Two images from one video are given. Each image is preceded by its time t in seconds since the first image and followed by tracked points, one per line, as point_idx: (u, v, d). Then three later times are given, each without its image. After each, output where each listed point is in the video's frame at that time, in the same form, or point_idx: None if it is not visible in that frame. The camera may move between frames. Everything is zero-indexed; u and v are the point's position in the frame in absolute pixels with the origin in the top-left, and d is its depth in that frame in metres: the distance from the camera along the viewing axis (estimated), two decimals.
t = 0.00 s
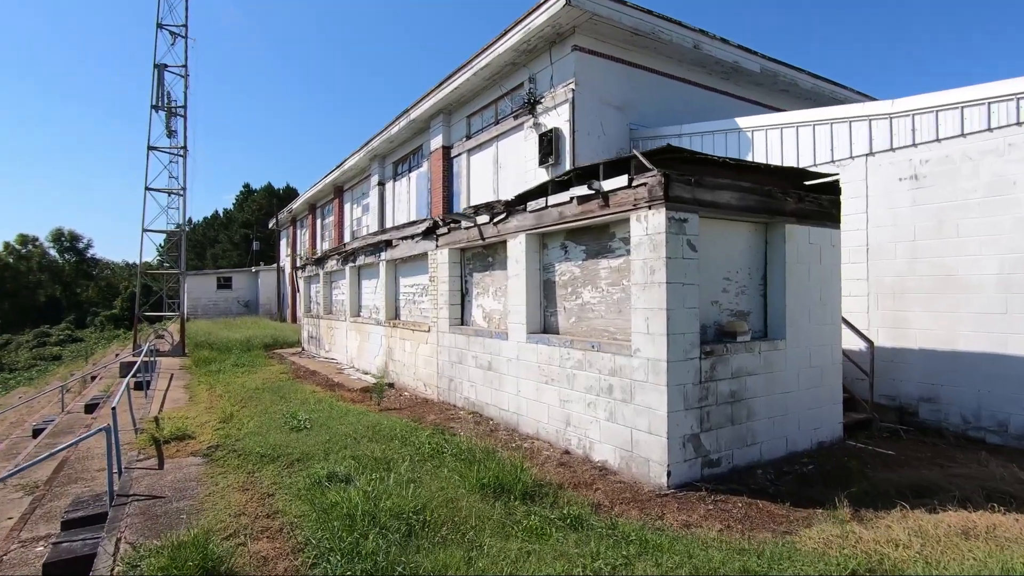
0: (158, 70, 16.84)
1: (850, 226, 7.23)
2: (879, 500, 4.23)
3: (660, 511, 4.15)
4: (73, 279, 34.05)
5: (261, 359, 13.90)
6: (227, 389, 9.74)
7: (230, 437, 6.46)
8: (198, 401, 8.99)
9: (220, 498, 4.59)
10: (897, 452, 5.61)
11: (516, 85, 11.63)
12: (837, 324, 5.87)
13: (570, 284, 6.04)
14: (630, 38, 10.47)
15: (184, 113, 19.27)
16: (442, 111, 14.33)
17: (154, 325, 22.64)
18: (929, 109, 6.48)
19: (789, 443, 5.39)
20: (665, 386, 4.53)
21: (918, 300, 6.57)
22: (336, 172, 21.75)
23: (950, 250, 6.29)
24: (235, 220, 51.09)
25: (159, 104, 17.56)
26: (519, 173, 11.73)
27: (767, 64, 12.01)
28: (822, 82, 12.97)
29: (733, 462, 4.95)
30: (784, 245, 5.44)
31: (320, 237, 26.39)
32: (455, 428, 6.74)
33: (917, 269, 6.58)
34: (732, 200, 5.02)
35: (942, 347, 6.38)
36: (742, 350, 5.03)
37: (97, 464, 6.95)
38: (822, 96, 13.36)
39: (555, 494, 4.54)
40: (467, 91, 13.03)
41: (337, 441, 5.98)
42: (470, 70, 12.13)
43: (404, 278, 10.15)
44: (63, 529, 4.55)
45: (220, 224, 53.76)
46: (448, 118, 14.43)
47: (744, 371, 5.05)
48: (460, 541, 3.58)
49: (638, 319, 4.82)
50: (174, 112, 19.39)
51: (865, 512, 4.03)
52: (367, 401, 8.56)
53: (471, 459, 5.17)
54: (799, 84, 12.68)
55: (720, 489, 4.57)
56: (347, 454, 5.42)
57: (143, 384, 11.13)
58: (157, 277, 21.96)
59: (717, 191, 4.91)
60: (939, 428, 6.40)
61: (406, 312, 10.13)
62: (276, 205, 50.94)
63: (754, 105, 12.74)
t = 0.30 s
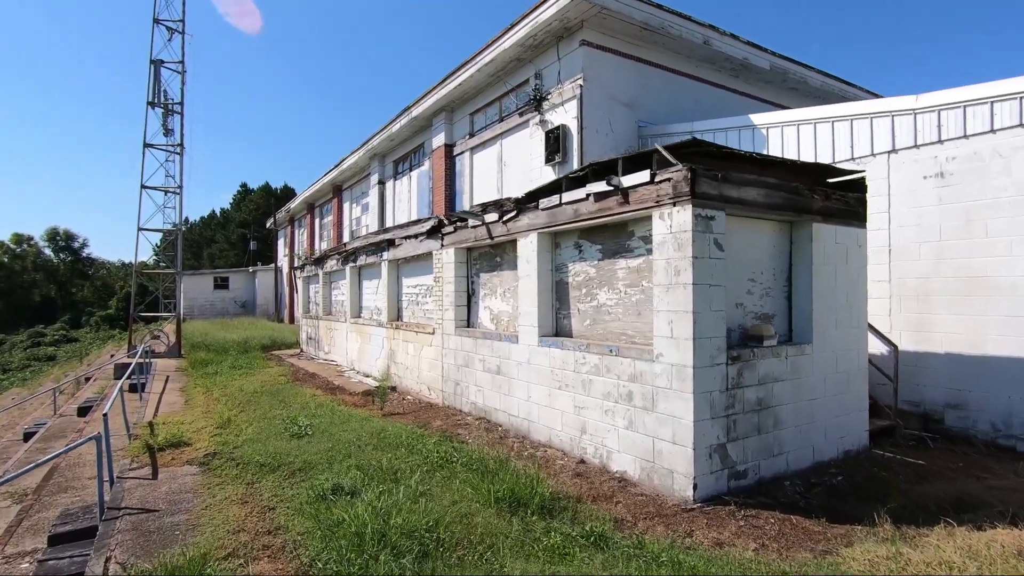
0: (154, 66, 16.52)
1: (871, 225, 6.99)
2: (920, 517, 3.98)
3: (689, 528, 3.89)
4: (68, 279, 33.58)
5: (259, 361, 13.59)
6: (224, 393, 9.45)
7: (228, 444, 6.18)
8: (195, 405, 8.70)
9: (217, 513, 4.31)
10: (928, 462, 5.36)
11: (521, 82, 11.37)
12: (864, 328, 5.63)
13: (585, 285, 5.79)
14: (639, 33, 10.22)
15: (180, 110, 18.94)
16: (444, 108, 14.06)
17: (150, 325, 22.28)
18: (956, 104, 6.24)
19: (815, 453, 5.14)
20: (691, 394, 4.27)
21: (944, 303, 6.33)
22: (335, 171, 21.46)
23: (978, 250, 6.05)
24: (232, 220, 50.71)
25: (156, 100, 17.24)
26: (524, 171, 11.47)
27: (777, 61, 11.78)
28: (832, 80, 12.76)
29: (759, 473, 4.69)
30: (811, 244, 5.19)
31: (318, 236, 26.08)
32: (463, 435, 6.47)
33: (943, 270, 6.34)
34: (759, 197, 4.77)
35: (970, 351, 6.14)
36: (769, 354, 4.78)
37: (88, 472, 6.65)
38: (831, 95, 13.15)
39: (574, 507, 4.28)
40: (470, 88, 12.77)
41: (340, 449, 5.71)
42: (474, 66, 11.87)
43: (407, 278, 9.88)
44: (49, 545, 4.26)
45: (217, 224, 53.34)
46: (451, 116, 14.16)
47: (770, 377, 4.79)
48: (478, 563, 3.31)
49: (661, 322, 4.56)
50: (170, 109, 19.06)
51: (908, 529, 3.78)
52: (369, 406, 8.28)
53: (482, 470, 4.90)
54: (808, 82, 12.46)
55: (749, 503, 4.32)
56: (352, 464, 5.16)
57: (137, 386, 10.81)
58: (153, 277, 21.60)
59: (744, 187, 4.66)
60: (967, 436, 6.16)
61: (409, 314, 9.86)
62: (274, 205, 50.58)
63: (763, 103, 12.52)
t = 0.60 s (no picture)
0: (153, 65, 16.27)
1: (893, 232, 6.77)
2: (966, 542, 3.72)
3: (720, 553, 3.63)
4: (62, 281, 33.15)
5: (255, 367, 13.28)
6: (220, 400, 9.15)
7: (224, 456, 5.89)
8: (190, 413, 8.39)
9: (212, 533, 4.03)
10: (960, 480, 5.11)
11: (528, 83, 11.16)
12: (892, 339, 5.39)
13: (601, 292, 5.54)
14: (649, 35, 10.03)
15: (178, 110, 18.67)
16: (447, 110, 13.84)
17: (145, 328, 21.93)
18: (984, 108, 6.04)
19: (844, 470, 4.88)
20: (720, 408, 4.02)
21: (970, 313, 6.10)
22: (335, 173, 21.21)
23: (1008, 259, 5.83)
24: (229, 222, 50.37)
25: (154, 99, 16.98)
26: (530, 175, 11.24)
27: (787, 65, 11.62)
28: (841, 86, 12.61)
29: (788, 492, 4.43)
30: (840, 251, 4.95)
31: (317, 240, 25.79)
32: (470, 448, 6.19)
33: (969, 279, 6.12)
34: (788, 201, 4.54)
35: (999, 363, 5.90)
36: (798, 367, 4.53)
37: (76, 484, 6.34)
38: (840, 101, 13.00)
39: (595, 529, 4.01)
40: (475, 90, 12.56)
41: (343, 462, 5.42)
42: (479, 68, 11.66)
43: (410, 282, 9.61)
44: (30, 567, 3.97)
45: (214, 226, 52.97)
46: (454, 118, 13.94)
47: (800, 390, 4.54)
48: None
49: (686, 332, 4.31)
50: (168, 109, 18.79)
51: (955, 556, 3.53)
52: (370, 414, 7.99)
53: (494, 487, 4.63)
54: (818, 87, 12.31)
55: (781, 525, 4.06)
56: (355, 480, 4.88)
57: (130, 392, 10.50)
58: (148, 279, 21.26)
59: (774, 190, 4.42)
60: (995, 452, 5.92)
61: (412, 319, 9.59)
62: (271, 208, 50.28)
63: (772, 108, 12.36)
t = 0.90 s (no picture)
0: (153, 62, 16.01)
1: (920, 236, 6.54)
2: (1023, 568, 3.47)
3: None
4: (58, 281, 32.74)
5: (254, 370, 12.97)
6: (218, 404, 8.85)
7: (224, 464, 5.60)
8: (186, 418, 8.09)
9: (211, 551, 3.74)
10: (1000, 497, 4.85)
11: (537, 83, 10.94)
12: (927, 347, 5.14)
13: (621, 296, 5.28)
14: (662, 35, 9.82)
15: (178, 109, 18.39)
16: (453, 110, 13.61)
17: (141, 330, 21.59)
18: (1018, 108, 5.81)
19: (880, 486, 4.62)
20: (757, 421, 3.75)
21: (1002, 321, 5.86)
22: (336, 174, 20.95)
23: None
24: (228, 224, 50.04)
25: (153, 97, 16.71)
26: (538, 176, 11.00)
27: (799, 68, 11.43)
28: (853, 90, 12.44)
29: (825, 510, 4.17)
30: (876, 255, 4.70)
31: (317, 242, 25.50)
32: (481, 458, 5.92)
33: (1002, 286, 5.88)
34: (825, 201, 4.29)
35: None
36: (835, 376, 4.27)
37: (66, 493, 6.03)
38: (851, 105, 12.82)
39: (622, 549, 3.74)
40: (481, 90, 12.33)
41: (349, 472, 5.14)
42: (487, 67, 11.43)
43: (416, 285, 9.35)
44: None
45: (212, 228, 52.62)
46: (460, 119, 13.71)
47: (837, 401, 4.28)
48: None
49: (719, 338, 4.05)
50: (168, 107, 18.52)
51: None
52: (375, 421, 7.71)
53: (511, 502, 4.35)
54: (830, 90, 12.12)
55: (821, 546, 3.79)
56: (362, 493, 4.59)
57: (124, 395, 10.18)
58: (145, 280, 20.93)
59: (812, 189, 4.18)
60: None
61: (417, 323, 9.32)
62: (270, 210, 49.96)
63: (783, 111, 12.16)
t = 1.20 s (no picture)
0: (142, 57, 15.60)
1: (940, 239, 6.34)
2: None
3: None
4: (43, 282, 32.04)
5: (245, 374, 12.59)
6: (208, 411, 8.48)
7: (215, 477, 5.27)
8: (174, 426, 7.71)
9: None
10: None
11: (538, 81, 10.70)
12: (955, 354, 4.93)
13: (637, 299, 5.03)
14: (667, 32, 9.61)
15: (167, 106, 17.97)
16: (451, 110, 13.34)
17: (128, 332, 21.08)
18: None
19: (912, 500, 4.39)
20: (792, 434, 3.51)
21: None
22: (329, 174, 20.59)
23: None
24: (217, 225, 49.35)
25: (142, 93, 16.30)
26: (539, 176, 10.75)
27: (804, 69, 11.27)
28: (856, 92, 12.31)
29: (859, 528, 3.93)
30: (906, 257, 4.48)
31: (309, 243, 25.09)
32: (487, 469, 5.63)
33: None
34: (858, 200, 4.07)
35: None
36: (869, 385, 4.04)
37: (44, 507, 5.66)
38: (854, 108, 12.69)
39: (648, 572, 3.47)
40: (481, 88, 12.06)
41: (349, 486, 4.83)
42: (487, 64, 11.18)
43: (414, 287, 9.05)
44: None
45: (201, 229, 51.89)
46: (458, 118, 13.43)
47: (870, 411, 4.05)
48: None
49: (748, 345, 3.81)
50: (157, 104, 18.10)
51: None
52: (372, 429, 7.40)
53: (525, 521, 4.07)
54: (833, 92, 11.99)
55: (859, 568, 3.54)
56: (364, 510, 4.29)
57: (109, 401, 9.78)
58: (132, 282, 20.43)
59: (845, 188, 3.95)
60: None
61: (416, 327, 9.02)
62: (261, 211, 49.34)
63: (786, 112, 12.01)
